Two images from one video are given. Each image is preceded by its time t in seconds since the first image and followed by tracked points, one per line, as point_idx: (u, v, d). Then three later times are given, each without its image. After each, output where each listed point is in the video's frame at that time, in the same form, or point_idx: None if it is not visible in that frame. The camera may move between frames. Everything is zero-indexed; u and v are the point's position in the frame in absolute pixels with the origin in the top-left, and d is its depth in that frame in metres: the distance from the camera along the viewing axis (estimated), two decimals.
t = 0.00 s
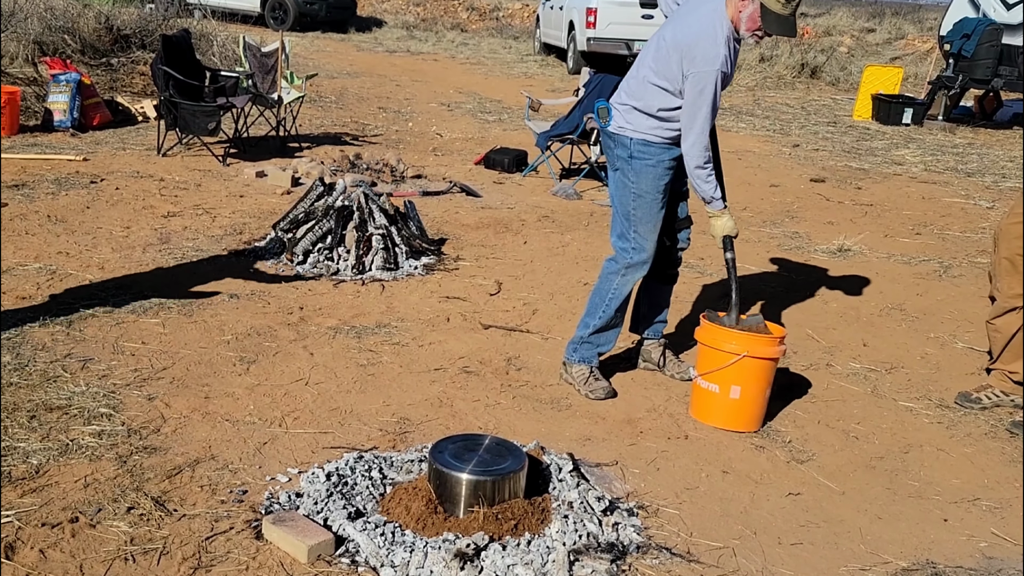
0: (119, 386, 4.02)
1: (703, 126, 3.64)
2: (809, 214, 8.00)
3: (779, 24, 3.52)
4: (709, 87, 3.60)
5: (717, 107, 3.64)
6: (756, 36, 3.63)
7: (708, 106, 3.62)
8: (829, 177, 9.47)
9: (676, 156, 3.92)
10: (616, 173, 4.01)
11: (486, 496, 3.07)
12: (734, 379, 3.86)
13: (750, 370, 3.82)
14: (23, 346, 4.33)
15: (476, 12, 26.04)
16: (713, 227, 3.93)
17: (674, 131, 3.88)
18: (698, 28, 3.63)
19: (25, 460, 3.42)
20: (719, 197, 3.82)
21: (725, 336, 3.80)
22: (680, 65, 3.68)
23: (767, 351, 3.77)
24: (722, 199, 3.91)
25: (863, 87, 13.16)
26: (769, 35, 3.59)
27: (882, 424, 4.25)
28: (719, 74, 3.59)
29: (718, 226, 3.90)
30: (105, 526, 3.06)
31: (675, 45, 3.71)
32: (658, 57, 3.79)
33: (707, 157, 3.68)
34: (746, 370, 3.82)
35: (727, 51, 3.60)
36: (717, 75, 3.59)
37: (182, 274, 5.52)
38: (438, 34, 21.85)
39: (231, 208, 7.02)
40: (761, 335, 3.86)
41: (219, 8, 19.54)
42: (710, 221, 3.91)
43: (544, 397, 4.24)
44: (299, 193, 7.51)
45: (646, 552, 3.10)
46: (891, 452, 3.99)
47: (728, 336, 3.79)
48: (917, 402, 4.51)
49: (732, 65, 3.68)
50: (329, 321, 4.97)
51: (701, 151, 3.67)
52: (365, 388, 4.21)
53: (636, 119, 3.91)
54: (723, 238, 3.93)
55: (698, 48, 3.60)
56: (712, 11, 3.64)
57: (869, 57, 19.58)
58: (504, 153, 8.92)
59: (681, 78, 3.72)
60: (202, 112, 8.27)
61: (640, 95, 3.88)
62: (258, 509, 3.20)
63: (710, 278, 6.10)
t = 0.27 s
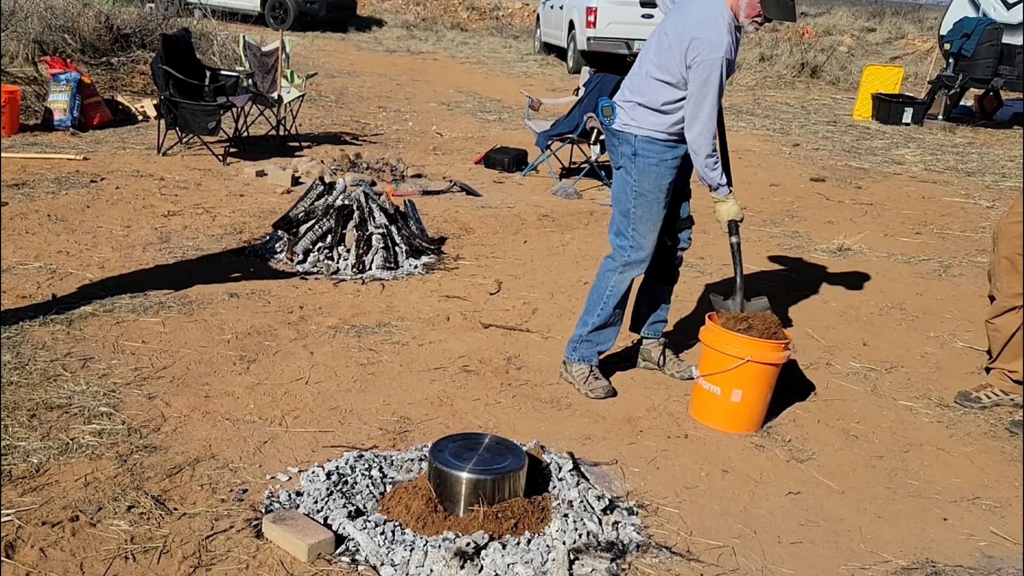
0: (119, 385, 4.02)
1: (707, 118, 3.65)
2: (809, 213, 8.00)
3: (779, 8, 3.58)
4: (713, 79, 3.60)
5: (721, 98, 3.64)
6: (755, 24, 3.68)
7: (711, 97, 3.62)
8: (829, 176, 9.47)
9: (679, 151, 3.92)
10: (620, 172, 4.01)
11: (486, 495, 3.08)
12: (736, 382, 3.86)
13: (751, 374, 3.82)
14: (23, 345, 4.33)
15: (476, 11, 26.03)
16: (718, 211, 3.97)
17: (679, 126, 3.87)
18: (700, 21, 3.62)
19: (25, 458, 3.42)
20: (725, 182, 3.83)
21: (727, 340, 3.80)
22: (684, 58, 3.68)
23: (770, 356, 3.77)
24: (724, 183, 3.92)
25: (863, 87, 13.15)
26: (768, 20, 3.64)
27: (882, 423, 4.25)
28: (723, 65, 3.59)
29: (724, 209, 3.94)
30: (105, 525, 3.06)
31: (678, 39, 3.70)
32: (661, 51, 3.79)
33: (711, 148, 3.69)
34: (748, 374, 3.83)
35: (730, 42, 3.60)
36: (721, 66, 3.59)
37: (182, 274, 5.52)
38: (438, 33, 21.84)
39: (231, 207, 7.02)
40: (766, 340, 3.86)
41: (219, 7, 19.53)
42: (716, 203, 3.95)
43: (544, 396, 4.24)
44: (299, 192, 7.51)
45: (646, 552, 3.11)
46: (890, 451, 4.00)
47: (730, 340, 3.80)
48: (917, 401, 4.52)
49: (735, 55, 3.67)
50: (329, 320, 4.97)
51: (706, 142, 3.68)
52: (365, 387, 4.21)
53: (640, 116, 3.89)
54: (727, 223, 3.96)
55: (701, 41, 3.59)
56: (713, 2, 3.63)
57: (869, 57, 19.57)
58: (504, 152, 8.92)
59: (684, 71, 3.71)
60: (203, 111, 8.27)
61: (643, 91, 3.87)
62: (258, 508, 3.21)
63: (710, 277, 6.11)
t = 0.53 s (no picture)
0: (119, 385, 4.02)
1: (702, 116, 3.65)
2: (808, 213, 8.01)
3: (774, 9, 3.57)
4: (708, 77, 3.60)
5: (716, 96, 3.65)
6: (750, 24, 3.66)
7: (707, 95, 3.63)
8: (828, 176, 9.47)
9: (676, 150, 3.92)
10: (618, 172, 4.01)
11: (486, 494, 3.08)
12: (735, 382, 3.87)
13: (751, 373, 3.83)
14: (23, 344, 4.34)
15: (475, 11, 26.03)
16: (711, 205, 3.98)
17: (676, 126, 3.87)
18: (696, 20, 3.63)
19: (25, 457, 3.43)
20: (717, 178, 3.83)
21: (727, 339, 3.81)
22: (680, 57, 3.68)
23: (769, 355, 3.78)
24: (718, 177, 3.93)
25: (863, 86, 13.15)
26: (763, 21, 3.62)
27: (881, 422, 4.26)
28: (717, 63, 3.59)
29: (716, 204, 3.95)
30: (105, 524, 3.07)
31: (674, 38, 3.70)
32: (657, 51, 3.80)
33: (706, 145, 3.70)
34: (747, 374, 3.83)
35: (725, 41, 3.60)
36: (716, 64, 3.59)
37: (182, 273, 5.52)
38: (438, 33, 21.85)
39: (231, 207, 7.02)
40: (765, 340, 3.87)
41: (218, 6, 19.53)
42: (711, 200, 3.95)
43: (544, 396, 4.24)
44: (299, 192, 7.51)
45: (645, 551, 3.11)
46: (889, 450, 4.00)
47: (730, 339, 3.80)
48: (916, 401, 4.52)
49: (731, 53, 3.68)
50: (329, 320, 4.98)
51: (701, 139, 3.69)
52: (365, 387, 4.22)
53: (638, 115, 3.90)
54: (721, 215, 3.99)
55: (696, 40, 3.60)
56: (709, 1, 3.63)
57: (869, 57, 19.58)
58: (504, 152, 8.92)
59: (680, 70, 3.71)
60: (202, 110, 8.27)
61: (641, 90, 3.88)
62: (258, 507, 3.21)
63: (710, 277, 6.11)
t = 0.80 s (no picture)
0: (118, 385, 4.02)
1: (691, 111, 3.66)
2: (807, 214, 8.02)
3: (759, 3, 3.55)
4: (696, 72, 3.62)
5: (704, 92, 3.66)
6: (739, 19, 3.66)
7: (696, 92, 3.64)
8: (827, 177, 9.48)
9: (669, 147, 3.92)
10: (612, 170, 4.03)
11: (484, 494, 3.09)
12: (734, 382, 3.87)
13: (749, 374, 3.83)
14: (22, 344, 4.34)
15: (475, 11, 26.04)
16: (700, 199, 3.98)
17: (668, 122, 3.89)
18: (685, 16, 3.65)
19: (24, 457, 3.43)
20: (706, 172, 3.83)
21: (725, 340, 3.82)
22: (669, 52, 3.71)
23: (767, 355, 3.80)
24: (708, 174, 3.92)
25: (862, 87, 13.16)
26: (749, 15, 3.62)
27: (880, 423, 4.27)
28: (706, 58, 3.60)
29: (706, 197, 3.94)
30: (104, 524, 3.07)
31: (666, 34, 3.74)
32: (650, 47, 3.84)
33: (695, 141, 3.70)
34: (745, 374, 3.84)
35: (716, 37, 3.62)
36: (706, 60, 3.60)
37: (181, 274, 5.53)
38: (437, 33, 21.87)
39: (230, 207, 7.02)
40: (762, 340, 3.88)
41: (218, 7, 19.54)
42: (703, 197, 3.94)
43: (543, 396, 4.25)
44: (298, 192, 7.52)
45: (643, 551, 3.12)
46: (888, 450, 4.01)
47: (728, 340, 3.81)
48: (915, 401, 4.53)
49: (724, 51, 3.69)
50: (328, 320, 4.98)
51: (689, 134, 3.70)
52: (364, 387, 4.22)
53: (631, 113, 3.92)
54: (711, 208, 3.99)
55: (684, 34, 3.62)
56: None
57: (868, 57, 19.60)
58: (503, 152, 8.93)
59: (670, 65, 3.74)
60: (202, 110, 8.28)
61: (634, 87, 3.91)
62: (257, 508, 3.21)
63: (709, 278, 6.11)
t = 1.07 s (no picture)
0: (118, 385, 4.02)
1: (669, 97, 3.69)
2: (807, 214, 8.02)
3: None
4: (672, 58, 3.65)
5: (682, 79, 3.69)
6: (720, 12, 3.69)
7: (672, 78, 3.67)
8: (827, 177, 9.49)
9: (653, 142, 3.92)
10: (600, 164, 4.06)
11: (484, 494, 3.09)
12: (733, 383, 3.88)
13: (748, 374, 3.84)
14: (22, 345, 4.34)
15: (475, 11, 26.04)
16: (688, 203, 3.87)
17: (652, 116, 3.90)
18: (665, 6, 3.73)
19: (24, 458, 3.43)
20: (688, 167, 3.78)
21: (725, 340, 3.82)
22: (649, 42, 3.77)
23: (767, 356, 3.80)
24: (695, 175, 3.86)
25: (862, 87, 13.16)
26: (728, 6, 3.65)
27: (879, 423, 4.27)
28: (682, 44, 3.64)
29: (693, 200, 3.83)
30: (104, 524, 3.07)
31: (648, 26, 3.82)
32: (634, 41, 3.91)
33: (674, 127, 3.71)
34: (745, 375, 3.84)
35: (693, 25, 3.65)
36: (682, 46, 3.64)
37: (181, 274, 5.53)
38: (437, 33, 21.87)
39: (230, 207, 7.02)
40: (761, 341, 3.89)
41: (218, 7, 19.55)
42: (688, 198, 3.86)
43: (542, 396, 4.25)
44: (298, 192, 7.52)
45: (643, 551, 3.12)
46: (888, 451, 4.01)
47: (729, 340, 3.82)
48: (914, 401, 4.53)
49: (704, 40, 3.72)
50: (328, 320, 4.98)
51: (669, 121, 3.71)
52: (364, 387, 4.22)
53: (617, 106, 3.97)
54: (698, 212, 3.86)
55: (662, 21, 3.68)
56: None
57: (868, 58, 19.61)
58: (503, 153, 8.93)
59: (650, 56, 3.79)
60: (201, 111, 8.29)
61: (620, 81, 3.97)
62: (257, 508, 3.22)
63: (709, 278, 6.11)
